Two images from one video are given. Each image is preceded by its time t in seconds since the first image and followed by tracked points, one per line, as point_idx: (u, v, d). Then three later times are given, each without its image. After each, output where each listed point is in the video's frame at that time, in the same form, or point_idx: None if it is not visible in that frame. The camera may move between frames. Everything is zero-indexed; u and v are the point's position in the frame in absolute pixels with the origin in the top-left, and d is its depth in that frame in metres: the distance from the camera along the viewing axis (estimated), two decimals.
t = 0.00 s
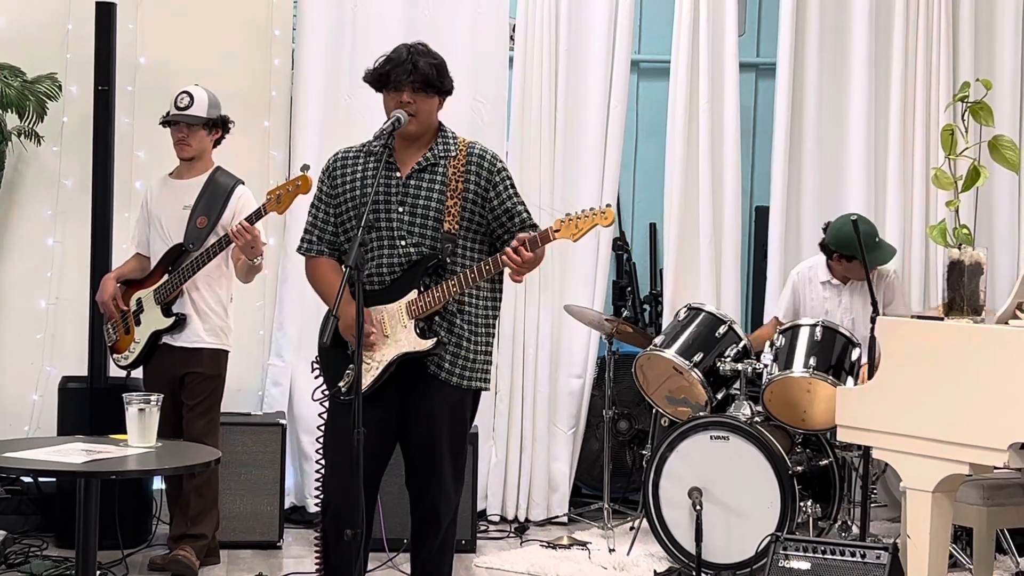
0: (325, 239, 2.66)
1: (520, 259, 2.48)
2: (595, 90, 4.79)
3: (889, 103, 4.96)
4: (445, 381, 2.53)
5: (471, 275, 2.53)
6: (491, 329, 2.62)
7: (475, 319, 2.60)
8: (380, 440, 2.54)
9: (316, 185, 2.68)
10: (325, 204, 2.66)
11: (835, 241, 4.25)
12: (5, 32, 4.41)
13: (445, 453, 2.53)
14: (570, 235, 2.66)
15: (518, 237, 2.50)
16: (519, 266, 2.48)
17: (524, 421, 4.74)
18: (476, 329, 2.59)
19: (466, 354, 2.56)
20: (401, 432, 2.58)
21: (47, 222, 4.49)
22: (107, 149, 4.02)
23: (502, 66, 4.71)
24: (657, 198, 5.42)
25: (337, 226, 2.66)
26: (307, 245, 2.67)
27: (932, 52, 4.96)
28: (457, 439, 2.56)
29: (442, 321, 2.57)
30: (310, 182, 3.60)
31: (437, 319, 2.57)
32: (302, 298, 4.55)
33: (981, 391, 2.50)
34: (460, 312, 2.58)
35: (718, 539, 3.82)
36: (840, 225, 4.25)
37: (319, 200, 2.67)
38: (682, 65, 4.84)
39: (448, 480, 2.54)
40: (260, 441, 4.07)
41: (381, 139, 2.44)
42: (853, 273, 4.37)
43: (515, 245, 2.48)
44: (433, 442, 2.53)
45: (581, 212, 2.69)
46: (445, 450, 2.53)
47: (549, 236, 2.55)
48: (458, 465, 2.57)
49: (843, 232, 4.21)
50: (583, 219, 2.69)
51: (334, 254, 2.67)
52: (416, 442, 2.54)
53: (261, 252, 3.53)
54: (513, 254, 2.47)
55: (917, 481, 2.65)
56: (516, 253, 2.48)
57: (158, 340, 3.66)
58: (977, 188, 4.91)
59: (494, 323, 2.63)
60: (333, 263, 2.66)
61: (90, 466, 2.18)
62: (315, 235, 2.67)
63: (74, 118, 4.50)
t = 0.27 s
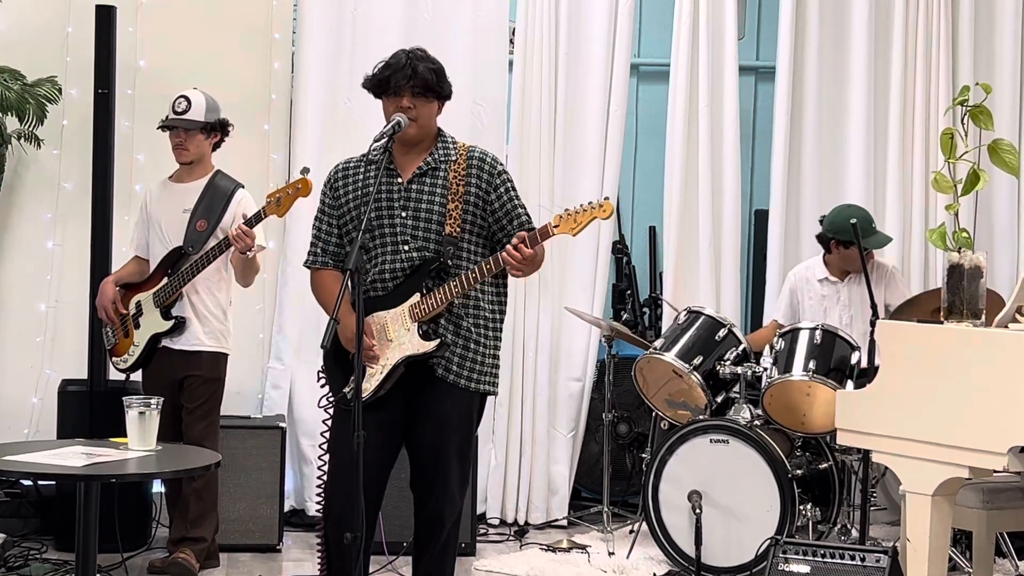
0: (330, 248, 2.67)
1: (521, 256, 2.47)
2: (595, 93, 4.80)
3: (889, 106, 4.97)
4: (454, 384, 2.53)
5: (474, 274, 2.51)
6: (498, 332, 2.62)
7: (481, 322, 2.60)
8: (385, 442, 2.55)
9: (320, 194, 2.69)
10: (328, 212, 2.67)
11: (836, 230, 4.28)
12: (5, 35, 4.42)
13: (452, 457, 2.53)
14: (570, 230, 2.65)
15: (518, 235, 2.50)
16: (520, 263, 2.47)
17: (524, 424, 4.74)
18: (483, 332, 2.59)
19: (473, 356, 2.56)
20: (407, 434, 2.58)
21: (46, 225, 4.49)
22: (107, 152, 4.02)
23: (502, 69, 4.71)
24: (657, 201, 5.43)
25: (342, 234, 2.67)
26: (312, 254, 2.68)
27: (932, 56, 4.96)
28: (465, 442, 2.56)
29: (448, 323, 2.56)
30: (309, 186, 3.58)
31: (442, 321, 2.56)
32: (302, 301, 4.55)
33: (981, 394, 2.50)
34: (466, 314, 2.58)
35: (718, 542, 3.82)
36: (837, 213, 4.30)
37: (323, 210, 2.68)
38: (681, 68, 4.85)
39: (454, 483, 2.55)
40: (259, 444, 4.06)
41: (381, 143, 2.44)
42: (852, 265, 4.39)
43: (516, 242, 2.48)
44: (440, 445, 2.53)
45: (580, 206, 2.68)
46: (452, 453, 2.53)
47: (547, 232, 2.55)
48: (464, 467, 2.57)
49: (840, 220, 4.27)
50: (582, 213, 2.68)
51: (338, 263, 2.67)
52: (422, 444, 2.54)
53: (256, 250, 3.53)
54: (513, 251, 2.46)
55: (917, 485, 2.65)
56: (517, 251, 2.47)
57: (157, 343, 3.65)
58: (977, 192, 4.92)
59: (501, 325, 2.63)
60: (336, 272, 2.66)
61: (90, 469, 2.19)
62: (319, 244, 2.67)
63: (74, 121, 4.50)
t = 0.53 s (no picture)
0: (333, 255, 2.66)
1: (526, 256, 2.48)
2: (595, 96, 4.80)
3: (889, 108, 4.97)
4: (461, 386, 2.53)
5: (479, 277, 2.53)
6: (503, 331, 2.64)
7: (486, 323, 2.60)
8: (390, 444, 2.54)
9: (321, 202, 2.69)
10: (330, 220, 2.66)
11: (833, 230, 4.28)
12: (5, 37, 4.42)
13: (458, 458, 2.53)
14: (576, 228, 2.68)
15: (522, 236, 2.52)
16: (526, 264, 2.48)
17: (523, 426, 4.74)
18: (489, 332, 2.60)
19: (480, 357, 2.56)
20: (412, 436, 2.58)
21: (46, 227, 4.49)
22: (107, 154, 4.02)
23: (502, 71, 4.71)
24: (656, 203, 5.43)
25: (344, 241, 2.66)
26: (315, 262, 2.67)
27: (932, 58, 4.97)
28: (471, 444, 2.56)
29: (454, 325, 2.57)
30: (308, 186, 3.59)
31: (448, 323, 2.57)
32: (302, 303, 4.55)
33: (981, 397, 2.50)
34: (472, 315, 2.59)
35: (717, 544, 3.82)
36: (833, 214, 4.31)
37: (324, 218, 2.67)
38: (681, 71, 4.85)
39: (459, 485, 2.55)
40: (258, 446, 4.06)
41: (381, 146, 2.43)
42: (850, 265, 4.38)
43: (521, 243, 2.50)
44: (446, 447, 2.53)
45: (584, 205, 2.71)
46: (458, 455, 2.53)
47: (551, 232, 2.58)
48: (469, 469, 2.58)
49: (837, 220, 4.27)
50: (587, 213, 2.71)
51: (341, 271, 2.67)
52: (427, 446, 2.54)
53: (258, 252, 3.54)
54: (519, 252, 2.48)
55: (916, 488, 2.65)
56: (522, 251, 2.49)
57: (155, 345, 3.65)
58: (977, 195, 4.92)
59: (506, 325, 2.65)
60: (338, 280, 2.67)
61: (90, 472, 2.18)
62: (322, 253, 2.67)
63: (74, 123, 4.50)
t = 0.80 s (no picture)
0: (333, 254, 2.66)
1: (532, 250, 2.47)
2: (595, 97, 4.80)
3: (889, 110, 4.97)
4: (462, 384, 2.53)
5: (481, 272, 2.52)
6: (500, 327, 2.65)
7: (486, 319, 2.61)
8: (392, 442, 2.54)
9: (321, 201, 2.69)
10: (331, 218, 2.66)
11: (831, 231, 4.29)
12: (6, 37, 4.42)
13: (459, 457, 2.54)
14: (579, 220, 2.67)
15: (526, 229, 2.51)
16: (532, 258, 2.47)
17: (523, 427, 4.74)
18: (487, 329, 2.61)
19: (480, 354, 2.56)
20: (413, 435, 2.58)
21: (46, 227, 4.49)
22: (107, 154, 4.02)
23: (502, 72, 4.71)
24: (657, 204, 5.43)
25: (344, 239, 2.66)
26: (315, 261, 2.67)
27: (933, 59, 4.97)
28: (472, 443, 2.57)
29: (455, 321, 2.57)
30: (311, 191, 3.58)
31: (449, 319, 2.57)
32: (302, 303, 4.55)
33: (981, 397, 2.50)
34: (472, 312, 2.59)
35: (718, 545, 3.82)
36: (831, 214, 4.32)
37: (325, 216, 2.67)
38: (682, 72, 4.85)
39: (460, 484, 2.55)
40: (259, 446, 4.06)
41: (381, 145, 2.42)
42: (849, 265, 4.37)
43: (525, 237, 2.48)
44: (447, 445, 2.53)
45: (587, 196, 2.70)
46: (459, 454, 2.53)
47: (554, 224, 2.57)
48: (469, 468, 2.58)
49: (835, 220, 4.28)
50: (591, 203, 2.70)
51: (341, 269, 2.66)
52: (428, 445, 2.54)
53: (259, 255, 3.54)
54: (525, 244, 2.45)
55: (917, 488, 2.65)
56: (528, 244, 2.47)
57: (156, 345, 3.65)
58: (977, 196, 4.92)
59: (503, 322, 2.66)
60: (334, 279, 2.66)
61: (90, 472, 2.18)
62: (323, 251, 2.67)
63: (74, 123, 4.50)
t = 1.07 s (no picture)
0: (337, 256, 2.66)
1: (535, 255, 2.48)
2: (596, 97, 4.80)
3: (889, 110, 4.97)
4: (466, 386, 2.53)
5: (485, 275, 2.52)
6: (507, 329, 2.64)
7: (491, 321, 2.61)
8: (395, 443, 2.55)
9: (324, 203, 2.68)
10: (335, 220, 2.66)
11: (831, 230, 4.30)
12: (6, 37, 4.42)
13: (463, 458, 2.53)
14: (583, 225, 2.69)
15: (530, 233, 2.53)
16: (535, 263, 2.49)
17: (523, 427, 4.74)
18: (493, 331, 2.60)
19: (485, 356, 2.56)
20: (417, 435, 2.59)
21: (46, 227, 4.49)
22: (108, 155, 4.02)
23: (502, 72, 4.71)
24: (657, 204, 5.43)
25: (349, 241, 2.66)
26: (320, 263, 2.67)
27: (933, 59, 4.97)
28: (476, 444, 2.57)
29: (459, 324, 2.58)
30: (314, 189, 3.57)
31: (454, 322, 2.57)
32: (302, 303, 4.55)
33: (981, 398, 2.50)
34: (476, 315, 2.59)
35: (718, 545, 3.82)
36: (832, 213, 4.33)
37: (328, 218, 2.67)
38: (682, 72, 4.85)
39: (463, 485, 2.55)
40: (259, 446, 4.06)
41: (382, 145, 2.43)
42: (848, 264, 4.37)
43: (529, 241, 2.50)
44: (450, 446, 2.53)
45: (592, 202, 2.73)
46: (463, 455, 2.53)
47: (557, 230, 2.59)
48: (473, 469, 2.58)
49: (837, 220, 4.29)
50: (594, 209, 2.72)
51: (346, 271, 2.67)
52: (432, 446, 2.55)
53: (259, 253, 3.55)
54: (528, 249, 2.48)
55: (917, 489, 2.66)
56: (531, 250, 2.49)
57: (156, 345, 3.65)
58: (977, 196, 4.92)
59: (509, 323, 2.65)
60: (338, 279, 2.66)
61: (91, 471, 2.18)
62: (327, 253, 2.67)
63: (75, 123, 4.50)
